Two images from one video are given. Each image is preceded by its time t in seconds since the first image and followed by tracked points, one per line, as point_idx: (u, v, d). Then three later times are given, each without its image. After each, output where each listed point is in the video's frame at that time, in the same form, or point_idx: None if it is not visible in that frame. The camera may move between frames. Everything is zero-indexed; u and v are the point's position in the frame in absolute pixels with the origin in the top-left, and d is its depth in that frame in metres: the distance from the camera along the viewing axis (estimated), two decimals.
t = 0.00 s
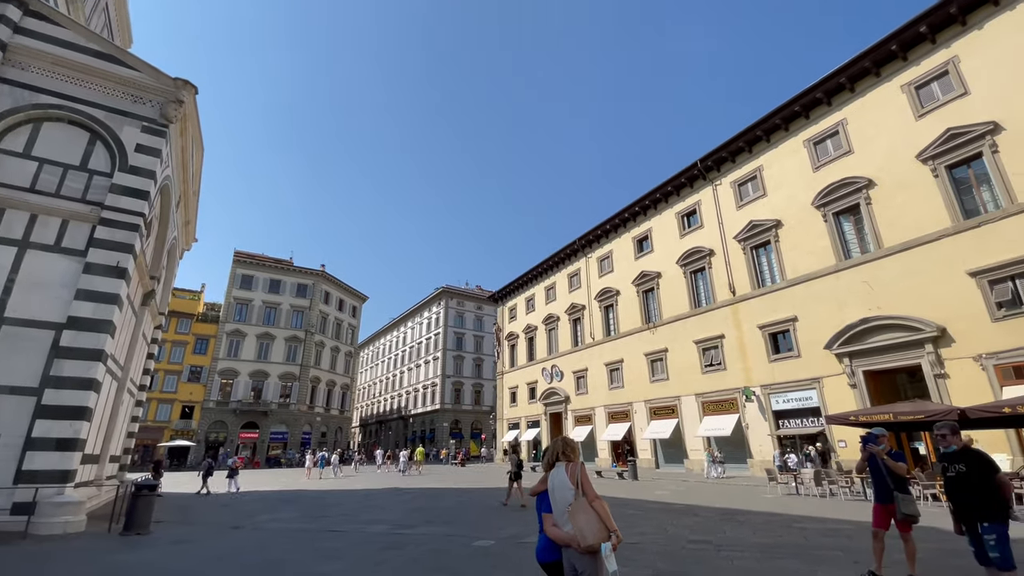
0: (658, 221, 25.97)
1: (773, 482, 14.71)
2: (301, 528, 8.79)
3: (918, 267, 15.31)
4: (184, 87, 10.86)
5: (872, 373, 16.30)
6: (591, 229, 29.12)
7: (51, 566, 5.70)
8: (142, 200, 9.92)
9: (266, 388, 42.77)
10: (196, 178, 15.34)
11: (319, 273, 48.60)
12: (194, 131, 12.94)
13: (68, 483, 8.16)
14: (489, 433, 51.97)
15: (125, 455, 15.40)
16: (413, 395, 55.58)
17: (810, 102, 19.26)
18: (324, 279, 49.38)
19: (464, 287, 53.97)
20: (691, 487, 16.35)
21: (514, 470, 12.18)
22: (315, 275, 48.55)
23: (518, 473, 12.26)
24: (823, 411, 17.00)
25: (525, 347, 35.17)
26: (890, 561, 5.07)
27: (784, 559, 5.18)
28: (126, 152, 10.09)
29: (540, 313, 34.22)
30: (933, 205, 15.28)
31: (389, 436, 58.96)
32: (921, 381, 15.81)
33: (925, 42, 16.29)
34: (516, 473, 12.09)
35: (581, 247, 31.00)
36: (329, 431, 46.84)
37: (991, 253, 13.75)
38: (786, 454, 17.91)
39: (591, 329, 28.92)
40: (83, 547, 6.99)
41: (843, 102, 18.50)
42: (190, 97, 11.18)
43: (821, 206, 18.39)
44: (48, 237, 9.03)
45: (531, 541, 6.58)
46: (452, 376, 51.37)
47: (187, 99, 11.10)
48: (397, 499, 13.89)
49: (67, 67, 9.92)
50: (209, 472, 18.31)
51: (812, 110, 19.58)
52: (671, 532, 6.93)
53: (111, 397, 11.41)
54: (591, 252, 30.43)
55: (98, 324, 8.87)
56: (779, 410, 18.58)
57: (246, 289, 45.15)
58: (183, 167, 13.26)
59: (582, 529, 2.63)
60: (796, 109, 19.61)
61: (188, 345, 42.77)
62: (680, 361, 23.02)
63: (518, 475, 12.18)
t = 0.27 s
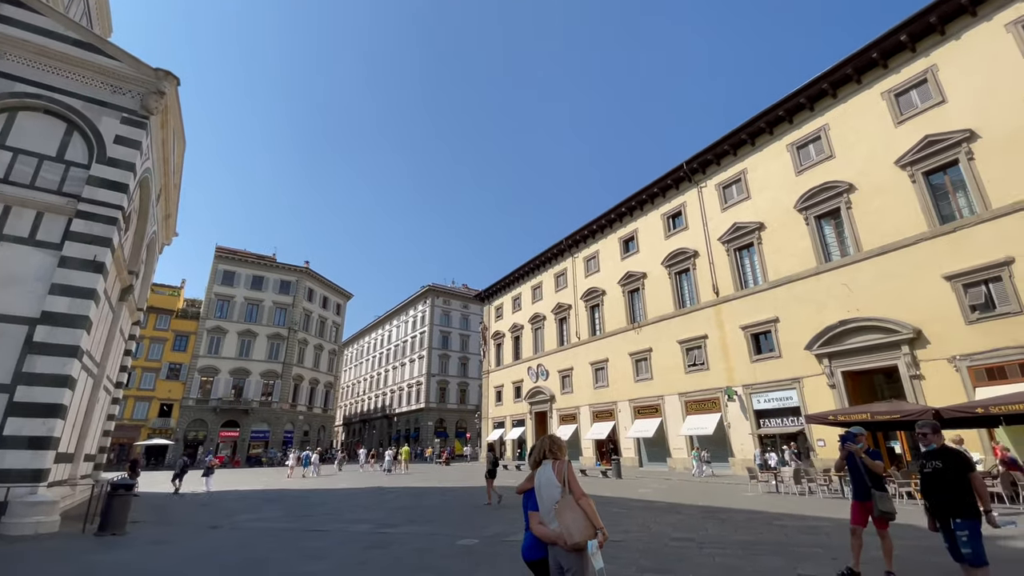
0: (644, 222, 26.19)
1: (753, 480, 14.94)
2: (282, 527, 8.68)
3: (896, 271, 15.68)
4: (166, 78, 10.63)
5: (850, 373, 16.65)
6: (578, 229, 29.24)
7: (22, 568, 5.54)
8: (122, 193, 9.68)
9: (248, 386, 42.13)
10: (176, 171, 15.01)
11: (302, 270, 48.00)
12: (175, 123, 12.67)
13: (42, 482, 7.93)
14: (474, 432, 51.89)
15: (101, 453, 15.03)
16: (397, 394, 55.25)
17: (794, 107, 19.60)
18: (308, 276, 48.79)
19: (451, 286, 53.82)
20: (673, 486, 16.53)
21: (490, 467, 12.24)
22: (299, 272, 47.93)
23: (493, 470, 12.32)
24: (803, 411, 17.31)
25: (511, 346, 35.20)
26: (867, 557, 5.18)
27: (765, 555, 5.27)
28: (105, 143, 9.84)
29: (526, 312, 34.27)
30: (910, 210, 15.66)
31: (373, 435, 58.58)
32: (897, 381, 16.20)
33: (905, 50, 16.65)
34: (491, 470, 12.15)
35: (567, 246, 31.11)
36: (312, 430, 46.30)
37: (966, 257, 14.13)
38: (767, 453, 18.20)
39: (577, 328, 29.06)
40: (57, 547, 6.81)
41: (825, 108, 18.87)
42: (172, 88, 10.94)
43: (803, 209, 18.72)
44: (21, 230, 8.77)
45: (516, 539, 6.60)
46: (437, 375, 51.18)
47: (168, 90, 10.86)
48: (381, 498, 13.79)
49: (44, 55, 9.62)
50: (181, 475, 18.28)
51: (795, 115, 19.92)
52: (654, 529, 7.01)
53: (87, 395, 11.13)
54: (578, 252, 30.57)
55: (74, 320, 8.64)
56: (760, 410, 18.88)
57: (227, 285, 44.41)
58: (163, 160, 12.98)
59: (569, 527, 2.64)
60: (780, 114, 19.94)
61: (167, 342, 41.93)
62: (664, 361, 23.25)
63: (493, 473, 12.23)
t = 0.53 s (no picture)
0: (629, 223, 26.39)
1: (733, 478, 15.17)
2: (262, 528, 8.52)
3: (872, 274, 16.06)
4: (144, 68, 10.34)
5: (828, 373, 17.01)
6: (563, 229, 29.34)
7: None
8: (96, 185, 9.39)
9: (226, 385, 41.33)
10: (154, 164, 14.62)
11: (284, 267, 47.25)
12: (153, 115, 12.34)
13: (10, 484, 7.65)
14: (457, 431, 51.70)
15: (72, 454, 14.59)
16: (380, 393, 54.77)
17: (776, 112, 19.94)
18: (290, 274, 48.05)
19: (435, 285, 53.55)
20: (655, 484, 16.69)
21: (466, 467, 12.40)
22: (281, 269, 47.17)
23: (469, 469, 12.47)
24: (782, 410, 17.63)
25: (496, 345, 35.18)
26: (844, 554, 5.29)
27: (745, 552, 5.35)
28: (79, 135, 9.53)
29: (511, 312, 34.27)
30: (887, 215, 16.06)
31: (355, 435, 57.98)
32: (872, 381, 16.60)
33: (884, 59, 17.07)
34: (466, 469, 12.32)
35: (553, 247, 31.18)
36: (292, 430, 45.59)
37: (939, 261, 14.54)
38: (746, 452, 18.50)
39: (561, 328, 29.15)
40: (25, 551, 6.57)
41: (806, 113, 19.24)
42: (150, 79, 10.65)
43: (784, 212, 19.06)
44: None
45: (500, 539, 6.60)
46: (421, 374, 50.88)
47: (146, 81, 10.57)
48: (363, 498, 13.66)
49: (14, 41, 9.27)
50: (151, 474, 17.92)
51: (777, 120, 20.27)
52: (636, 528, 7.06)
53: (57, 394, 10.79)
54: (563, 252, 30.67)
55: (45, 316, 8.35)
56: (740, 409, 19.18)
57: (206, 281, 43.50)
58: (140, 152, 12.63)
59: (554, 527, 2.63)
60: (763, 118, 20.26)
61: (143, 339, 40.90)
62: (647, 360, 23.46)
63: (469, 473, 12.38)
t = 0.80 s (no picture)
0: (612, 224, 26.59)
1: (713, 476, 15.40)
2: (238, 530, 8.34)
3: (847, 276, 16.48)
4: (118, 57, 10.01)
5: (804, 373, 17.40)
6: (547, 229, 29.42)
7: None
8: (67, 177, 9.07)
9: (201, 384, 40.36)
10: (127, 156, 14.18)
11: (263, 264, 46.36)
12: (127, 105, 11.96)
13: None
14: (438, 432, 51.40)
15: (39, 455, 14.09)
16: (361, 393, 54.15)
17: (756, 117, 20.31)
18: (268, 271, 47.17)
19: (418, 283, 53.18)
20: (636, 483, 16.85)
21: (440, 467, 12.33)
22: (259, 266, 46.28)
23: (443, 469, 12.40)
24: (760, 409, 17.97)
25: (478, 345, 35.11)
26: (822, 550, 5.40)
27: (725, 549, 5.42)
28: (49, 124, 9.18)
29: (495, 311, 34.24)
30: (862, 219, 16.50)
31: (334, 435, 57.21)
32: (846, 381, 17.03)
33: (860, 67, 17.53)
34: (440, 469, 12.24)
35: (536, 246, 31.23)
36: (269, 430, 44.74)
37: (911, 265, 14.98)
38: (725, 450, 18.79)
39: (544, 328, 29.23)
40: None
41: (785, 119, 19.64)
42: (125, 68, 10.32)
43: (763, 215, 19.42)
44: None
45: (483, 538, 6.57)
46: (402, 374, 50.46)
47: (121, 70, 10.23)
48: (343, 499, 13.48)
49: None
50: (117, 472, 17.32)
51: (758, 125, 20.65)
52: (619, 526, 7.11)
53: (23, 392, 10.39)
54: (547, 252, 30.75)
55: (11, 312, 8.04)
56: (719, 408, 19.47)
57: (181, 278, 42.46)
58: (113, 144, 12.24)
59: (542, 525, 2.61)
60: (744, 122, 20.62)
61: (114, 337, 39.74)
62: (629, 360, 23.66)
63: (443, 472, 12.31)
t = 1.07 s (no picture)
0: (593, 225, 26.76)
1: (690, 475, 15.63)
2: (211, 534, 8.10)
3: (821, 279, 16.92)
4: (88, 44, 9.60)
5: (778, 374, 17.80)
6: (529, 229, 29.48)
7: None
8: (32, 168, 8.67)
9: (172, 384, 39.18)
10: (95, 147, 13.65)
11: (237, 261, 45.28)
12: (97, 93, 11.51)
13: None
14: (417, 432, 50.96)
15: None
16: (338, 393, 53.33)
17: (735, 122, 20.72)
18: (243, 268, 46.07)
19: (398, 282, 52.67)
20: (615, 482, 16.99)
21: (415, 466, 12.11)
22: (234, 263, 45.18)
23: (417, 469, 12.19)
24: (735, 409, 18.31)
25: (459, 344, 34.99)
26: (799, 546, 5.52)
27: (706, 547, 5.50)
28: (13, 112, 8.77)
29: (476, 311, 34.14)
30: (836, 224, 16.96)
31: (310, 436, 56.20)
32: (818, 381, 17.48)
33: (835, 76, 18.05)
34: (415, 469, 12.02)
35: (518, 246, 31.24)
36: (243, 431, 43.66)
37: (882, 269, 15.47)
38: (702, 449, 19.06)
39: (525, 328, 29.28)
40: None
41: (762, 124, 20.07)
42: (95, 55, 9.91)
43: (740, 219, 19.80)
44: None
45: (465, 540, 6.52)
46: (381, 374, 49.90)
47: (91, 57, 9.83)
48: (321, 501, 13.25)
49: None
50: (77, 475, 16.55)
51: (736, 130, 21.05)
52: (601, 525, 7.15)
53: None
54: (528, 252, 30.79)
55: None
56: (697, 408, 19.77)
57: (152, 274, 41.22)
58: (81, 134, 11.76)
59: (530, 524, 2.59)
60: (723, 127, 21.01)
61: (79, 335, 38.23)
62: (609, 361, 23.85)
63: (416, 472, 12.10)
